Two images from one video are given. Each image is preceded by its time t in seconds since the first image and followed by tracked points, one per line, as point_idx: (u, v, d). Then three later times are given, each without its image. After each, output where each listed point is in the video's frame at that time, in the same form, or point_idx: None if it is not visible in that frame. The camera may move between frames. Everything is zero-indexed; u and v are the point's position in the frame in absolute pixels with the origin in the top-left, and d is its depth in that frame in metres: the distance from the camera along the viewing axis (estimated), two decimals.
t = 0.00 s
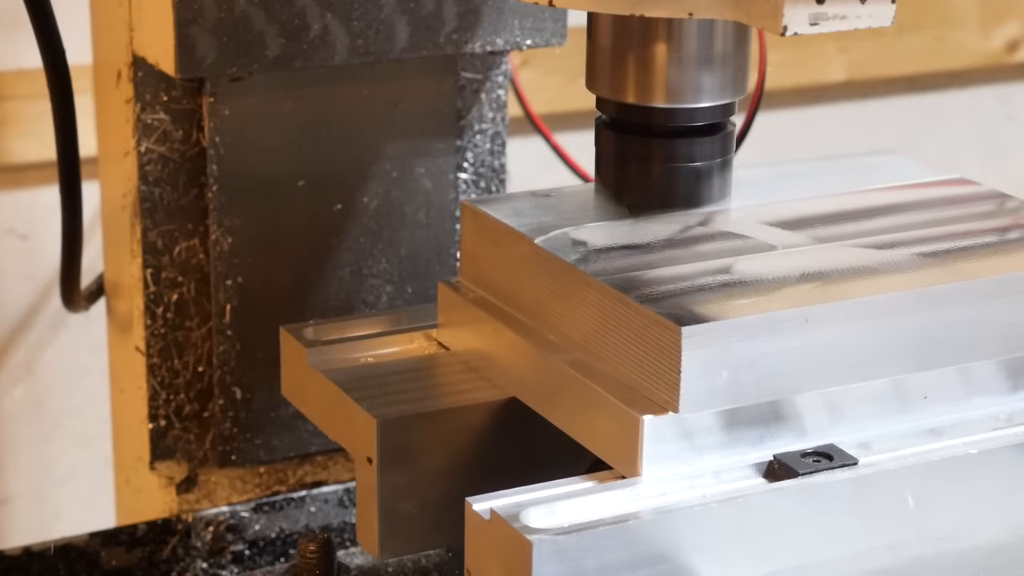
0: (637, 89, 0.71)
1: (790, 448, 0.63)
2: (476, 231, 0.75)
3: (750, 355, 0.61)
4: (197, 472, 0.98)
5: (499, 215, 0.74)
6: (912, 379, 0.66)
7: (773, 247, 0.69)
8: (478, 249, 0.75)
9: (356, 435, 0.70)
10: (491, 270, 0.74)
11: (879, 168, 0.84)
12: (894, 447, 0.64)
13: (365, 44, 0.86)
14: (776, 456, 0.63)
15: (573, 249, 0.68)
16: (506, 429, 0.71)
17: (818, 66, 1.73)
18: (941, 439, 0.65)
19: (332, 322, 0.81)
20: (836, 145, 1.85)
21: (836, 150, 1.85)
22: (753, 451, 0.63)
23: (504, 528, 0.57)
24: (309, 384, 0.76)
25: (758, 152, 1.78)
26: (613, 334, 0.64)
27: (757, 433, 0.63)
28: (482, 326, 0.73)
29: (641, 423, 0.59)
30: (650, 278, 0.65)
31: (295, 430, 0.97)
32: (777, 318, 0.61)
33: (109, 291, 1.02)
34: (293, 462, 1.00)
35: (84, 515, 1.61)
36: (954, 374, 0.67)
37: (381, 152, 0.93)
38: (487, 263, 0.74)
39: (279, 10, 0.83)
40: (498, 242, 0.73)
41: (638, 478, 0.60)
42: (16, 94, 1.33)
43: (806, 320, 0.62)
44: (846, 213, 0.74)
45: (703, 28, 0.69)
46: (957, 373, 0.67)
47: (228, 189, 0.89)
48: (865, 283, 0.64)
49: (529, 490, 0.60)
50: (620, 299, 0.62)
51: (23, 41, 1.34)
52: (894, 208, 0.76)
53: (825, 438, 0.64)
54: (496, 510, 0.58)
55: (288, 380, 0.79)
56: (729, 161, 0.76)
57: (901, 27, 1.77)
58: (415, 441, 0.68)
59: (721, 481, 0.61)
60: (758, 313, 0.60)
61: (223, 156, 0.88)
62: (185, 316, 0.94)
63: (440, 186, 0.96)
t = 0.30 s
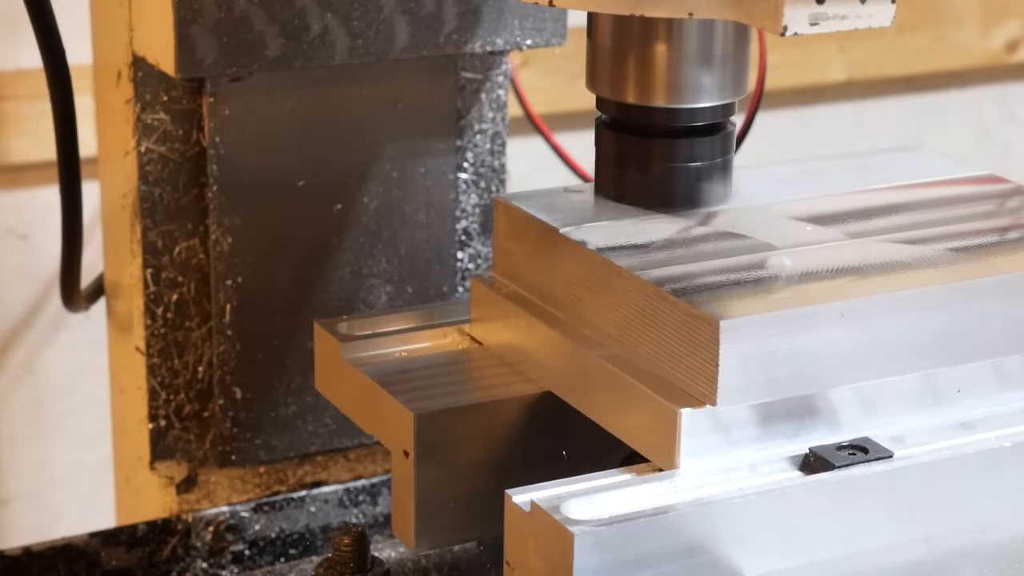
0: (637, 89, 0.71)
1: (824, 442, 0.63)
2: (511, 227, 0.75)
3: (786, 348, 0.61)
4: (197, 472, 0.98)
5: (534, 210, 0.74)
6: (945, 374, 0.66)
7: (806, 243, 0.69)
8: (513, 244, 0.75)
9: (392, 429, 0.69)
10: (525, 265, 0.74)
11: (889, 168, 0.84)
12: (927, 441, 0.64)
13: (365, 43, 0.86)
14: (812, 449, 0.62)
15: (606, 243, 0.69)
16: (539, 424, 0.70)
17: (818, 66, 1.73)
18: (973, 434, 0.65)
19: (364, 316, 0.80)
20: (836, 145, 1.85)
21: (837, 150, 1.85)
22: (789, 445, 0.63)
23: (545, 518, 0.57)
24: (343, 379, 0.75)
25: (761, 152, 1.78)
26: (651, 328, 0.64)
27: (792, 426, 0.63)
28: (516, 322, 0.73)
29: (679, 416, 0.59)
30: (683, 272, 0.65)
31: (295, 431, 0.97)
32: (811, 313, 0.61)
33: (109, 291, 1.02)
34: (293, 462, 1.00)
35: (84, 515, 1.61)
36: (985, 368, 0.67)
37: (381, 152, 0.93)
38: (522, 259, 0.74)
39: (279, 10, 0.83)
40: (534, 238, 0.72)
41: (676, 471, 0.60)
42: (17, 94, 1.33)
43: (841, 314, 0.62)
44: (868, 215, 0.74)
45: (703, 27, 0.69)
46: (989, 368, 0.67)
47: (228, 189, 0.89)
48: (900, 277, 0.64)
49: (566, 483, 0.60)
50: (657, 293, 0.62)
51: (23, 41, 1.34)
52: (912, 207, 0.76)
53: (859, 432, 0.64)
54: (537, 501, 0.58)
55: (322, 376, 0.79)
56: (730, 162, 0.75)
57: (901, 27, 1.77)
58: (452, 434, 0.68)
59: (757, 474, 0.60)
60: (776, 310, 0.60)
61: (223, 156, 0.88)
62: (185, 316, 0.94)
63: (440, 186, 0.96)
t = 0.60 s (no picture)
0: (637, 89, 0.71)
1: (858, 435, 0.64)
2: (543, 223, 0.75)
3: (823, 342, 0.61)
4: (197, 472, 0.98)
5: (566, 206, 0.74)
6: (976, 369, 0.66)
7: (833, 238, 0.69)
8: (545, 238, 0.75)
9: (425, 422, 0.69)
10: (557, 259, 0.74)
11: (895, 167, 0.84)
12: (959, 434, 0.64)
13: (366, 43, 0.86)
14: (846, 442, 0.63)
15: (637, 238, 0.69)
16: (573, 419, 0.70)
17: (819, 66, 1.73)
18: (1004, 428, 0.65)
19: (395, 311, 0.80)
20: (837, 145, 1.85)
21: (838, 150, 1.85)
22: (823, 438, 0.63)
23: (583, 511, 0.57)
24: (377, 374, 0.75)
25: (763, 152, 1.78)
26: (685, 324, 0.64)
27: (827, 419, 0.63)
28: (547, 318, 0.73)
29: (714, 410, 0.60)
30: (716, 266, 0.65)
31: (295, 430, 0.97)
32: (844, 308, 0.61)
33: (109, 291, 1.02)
34: (293, 463, 1.01)
35: (85, 514, 1.61)
36: (1015, 364, 0.67)
37: (381, 152, 0.93)
38: (554, 255, 0.74)
39: (279, 10, 0.82)
40: (567, 234, 0.72)
41: (711, 464, 0.60)
42: (16, 94, 1.33)
43: (875, 309, 0.62)
44: (881, 214, 0.74)
45: (703, 27, 0.69)
46: (1018, 362, 0.67)
47: (229, 189, 0.89)
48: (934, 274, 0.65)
49: (604, 474, 0.61)
50: (691, 288, 0.63)
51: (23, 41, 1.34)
52: (922, 206, 0.76)
53: (892, 426, 0.65)
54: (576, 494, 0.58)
55: (355, 372, 0.78)
56: (729, 161, 0.75)
57: (901, 27, 1.77)
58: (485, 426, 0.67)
59: (791, 468, 0.61)
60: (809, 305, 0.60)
61: (223, 157, 0.88)
62: (185, 316, 0.94)
63: (440, 186, 0.96)
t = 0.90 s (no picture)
0: (638, 89, 0.71)
1: (891, 429, 0.64)
2: (581, 220, 0.75)
3: (858, 337, 0.61)
4: (197, 472, 0.99)
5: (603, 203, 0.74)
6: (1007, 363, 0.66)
7: (866, 234, 0.70)
8: (584, 235, 0.75)
9: (461, 415, 0.68)
10: (596, 254, 0.74)
11: (899, 168, 0.84)
12: (992, 427, 0.64)
13: (365, 43, 0.86)
14: (880, 436, 0.63)
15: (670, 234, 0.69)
16: (606, 413, 0.70)
17: (818, 66, 1.73)
18: None
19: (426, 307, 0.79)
20: (838, 144, 1.85)
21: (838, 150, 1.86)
22: (858, 432, 0.63)
23: (622, 502, 0.57)
24: (411, 369, 0.74)
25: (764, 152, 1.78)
26: (723, 318, 0.64)
27: (861, 413, 0.63)
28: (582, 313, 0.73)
29: (751, 403, 0.60)
30: (730, 265, 0.65)
31: (295, 430, 0.97)
32: (880, 302, 0.61)
33: (109, 292, 1.02)
34: (293, 462, 1.01)
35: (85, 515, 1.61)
36: None
37: (381, 152, 0.93)
38: (592, 251, 0.75)
39: (279, 10, 0.82)
40: (605, 230, 0.73)
41: (748, 456, 0.60)
42: (15, 94, 1.33)
43: (909, 303, 0.62)
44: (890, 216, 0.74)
45: (702, 28, 0.69)
46: None
47: (229, 189, 0.89)
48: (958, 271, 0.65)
49: (640, 467, 0.60)
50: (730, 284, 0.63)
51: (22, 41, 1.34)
52: (917, 208, 0.76)
53: (926, 419, 0.65)
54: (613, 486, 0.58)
55: (390, 369, 0.77)
56: (728, 161, 0.74)
57: (901, 27, 1.77)
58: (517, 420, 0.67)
59: (827, 460, 0.61)
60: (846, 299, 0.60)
61: (223, 156, 0.88)
62: (185, 316, 0.94)
63: (440, 186, 0.96)
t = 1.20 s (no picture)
0: (638, 89, 0.70)
1: (923, 423, 0.64)
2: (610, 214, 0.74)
3: (891, 333, 0.61)
4: (197, 472, 0.99)
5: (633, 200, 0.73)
6: None
7: (892, 229, 0.71)
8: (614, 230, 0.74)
9: (495, 411, 0.67)
10: (622, 249, 0.73)
11: (902, 168, 0.84)
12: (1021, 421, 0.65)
13: (365, 43, 0.86)
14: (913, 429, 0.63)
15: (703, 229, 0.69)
16: (639, 406, 0.69)
17: (819, 66, 1.73)
18: None
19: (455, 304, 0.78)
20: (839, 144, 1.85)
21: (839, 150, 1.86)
22: (891, 425, 0.63)
23: (658, 495, 0.57)
24: (442, 363, 0.73)
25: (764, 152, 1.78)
26: (756, 313, 0.64)
27: (893, 406, 0.63)
28: (611, 308, 0.72)
29: (785, 397, 0.60)
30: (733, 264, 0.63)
31: (295, 430, 0.97)
32: (915, 297, 0.61)
33: (110, 291, 1.02)
34: (293, 462, 1.01)
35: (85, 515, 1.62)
36: None
37: (381, 152, 0.93)
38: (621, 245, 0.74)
39: (278, 10, 0.82)
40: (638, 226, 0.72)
41: (782, 450, 0.60)
42: (15, 94, 1.33)
43: (943, 298, 0.62)
44: (899, 215, 0.74)
45: (702, 28, 0.68)
46: None
47: (228, 189, 0.89)
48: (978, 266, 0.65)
49: (674, 459, 0.60)
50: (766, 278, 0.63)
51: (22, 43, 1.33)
52: (928, 207, 0.76)
53: (957, 414, 0.65)
54: (652, 478, 0.58)
55: (422, 363, 0.76)
56: (727, 161, 0.74)
57: (901, 27, 1.77)
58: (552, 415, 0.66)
59: (859, 454, 0.61)
60: (879, 293, 0.60)
61: (222, 157, 0.88)
62: (185, 316, 0.94)
63: (440, 186, 0.96)
